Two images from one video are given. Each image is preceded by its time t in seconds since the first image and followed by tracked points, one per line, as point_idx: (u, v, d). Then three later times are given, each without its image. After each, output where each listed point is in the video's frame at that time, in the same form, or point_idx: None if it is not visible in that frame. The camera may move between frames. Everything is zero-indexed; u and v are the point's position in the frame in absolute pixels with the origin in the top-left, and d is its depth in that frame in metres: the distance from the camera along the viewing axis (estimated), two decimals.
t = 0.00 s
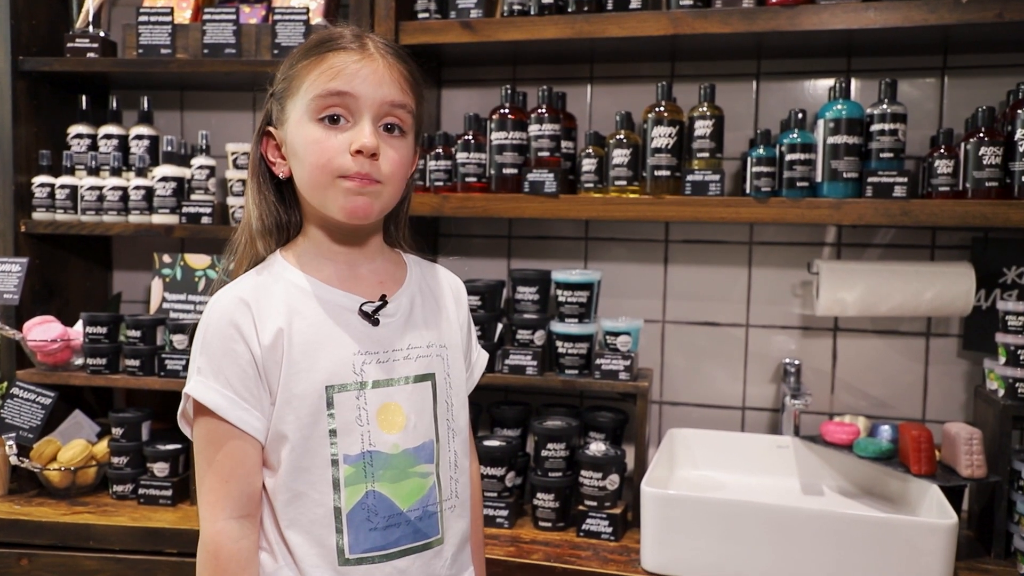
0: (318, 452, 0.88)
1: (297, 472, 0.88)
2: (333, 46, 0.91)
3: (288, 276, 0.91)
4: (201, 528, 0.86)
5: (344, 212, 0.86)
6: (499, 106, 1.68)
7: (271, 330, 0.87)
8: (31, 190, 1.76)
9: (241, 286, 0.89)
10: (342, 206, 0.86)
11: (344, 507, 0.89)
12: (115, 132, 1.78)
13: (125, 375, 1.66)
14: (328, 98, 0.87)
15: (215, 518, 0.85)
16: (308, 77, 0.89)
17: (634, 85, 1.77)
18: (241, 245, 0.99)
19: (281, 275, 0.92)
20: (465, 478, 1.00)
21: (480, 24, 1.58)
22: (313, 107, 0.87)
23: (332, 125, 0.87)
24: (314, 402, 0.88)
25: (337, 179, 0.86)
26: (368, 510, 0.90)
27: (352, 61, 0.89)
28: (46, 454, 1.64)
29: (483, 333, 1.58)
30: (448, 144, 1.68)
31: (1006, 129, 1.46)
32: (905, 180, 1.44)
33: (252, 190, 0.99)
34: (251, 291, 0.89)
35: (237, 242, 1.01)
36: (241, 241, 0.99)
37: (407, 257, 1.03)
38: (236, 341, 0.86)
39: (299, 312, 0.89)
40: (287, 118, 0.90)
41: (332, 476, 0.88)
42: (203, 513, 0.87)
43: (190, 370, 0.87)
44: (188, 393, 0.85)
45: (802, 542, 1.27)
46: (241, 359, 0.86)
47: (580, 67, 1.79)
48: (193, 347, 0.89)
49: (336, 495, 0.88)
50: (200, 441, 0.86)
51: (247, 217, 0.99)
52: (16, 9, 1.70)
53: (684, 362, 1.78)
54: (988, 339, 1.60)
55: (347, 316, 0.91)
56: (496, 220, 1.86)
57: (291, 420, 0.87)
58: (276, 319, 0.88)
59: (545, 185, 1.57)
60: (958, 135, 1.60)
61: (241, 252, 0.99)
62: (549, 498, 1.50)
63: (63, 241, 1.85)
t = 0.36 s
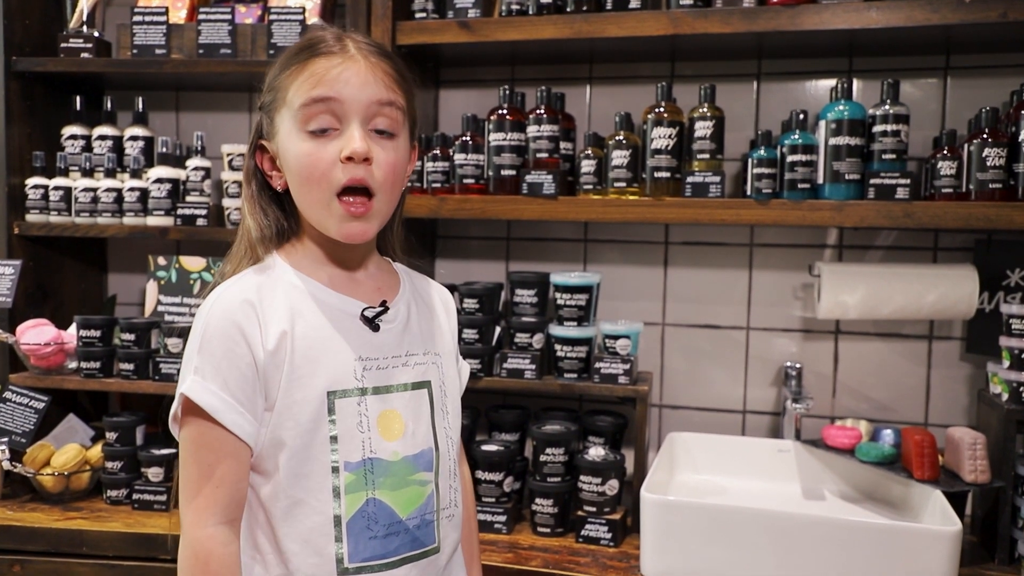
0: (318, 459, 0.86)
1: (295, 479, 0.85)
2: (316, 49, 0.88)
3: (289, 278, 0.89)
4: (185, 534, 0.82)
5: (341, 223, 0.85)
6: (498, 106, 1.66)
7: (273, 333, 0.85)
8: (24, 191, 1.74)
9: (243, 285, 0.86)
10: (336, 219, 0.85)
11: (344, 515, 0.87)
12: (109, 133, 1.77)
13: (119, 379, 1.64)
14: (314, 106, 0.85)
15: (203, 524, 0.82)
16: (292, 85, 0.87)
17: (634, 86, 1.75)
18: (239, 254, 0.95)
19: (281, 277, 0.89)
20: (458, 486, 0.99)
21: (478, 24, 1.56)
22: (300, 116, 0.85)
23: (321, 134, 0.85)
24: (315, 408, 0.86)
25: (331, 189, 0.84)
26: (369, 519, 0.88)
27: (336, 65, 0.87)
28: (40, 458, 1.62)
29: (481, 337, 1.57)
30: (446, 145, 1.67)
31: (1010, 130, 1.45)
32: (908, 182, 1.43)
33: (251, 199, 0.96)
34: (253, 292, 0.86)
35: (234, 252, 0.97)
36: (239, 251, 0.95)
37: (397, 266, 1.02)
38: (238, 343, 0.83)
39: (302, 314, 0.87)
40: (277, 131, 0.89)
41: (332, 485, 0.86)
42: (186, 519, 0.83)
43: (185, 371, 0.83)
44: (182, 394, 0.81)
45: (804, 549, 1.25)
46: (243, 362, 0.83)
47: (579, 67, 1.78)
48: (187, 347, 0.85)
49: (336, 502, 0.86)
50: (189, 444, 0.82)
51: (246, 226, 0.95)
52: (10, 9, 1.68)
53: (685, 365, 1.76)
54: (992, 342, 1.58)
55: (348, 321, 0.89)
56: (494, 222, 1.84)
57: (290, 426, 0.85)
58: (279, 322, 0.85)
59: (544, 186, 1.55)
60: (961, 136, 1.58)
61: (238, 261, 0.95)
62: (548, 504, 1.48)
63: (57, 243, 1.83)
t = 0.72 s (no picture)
0: (327, 464, 0.85)
1: (304, 485, 0.84)
2: (296, 48, 0.87)
3: (301, 278, 0.87)
4: (189, 539, 0.81)
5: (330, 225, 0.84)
6: (497, 107, 1.65)
7: (287, 334, 0.82)
8: (20, 192, 1.73)
9: (257, 285, 0.83)
10: (330, 218, 0.83)
11: (351, 522, 0.85)
12: (106, 133, 1.76)
13: (116, 382, 1.63)
14: (296, 108, 0.84)
15: (208, 529, 0.80)
16: (276, 90, 0.87)
17: (634, 86, 1.74)
18: (246, 255, 0.94)
19: (295, 277, 0.87)
20: (461, 492, 0.99)
21: (477, 24, 1.55)
22: (285, 120, 0.85)
23: (306, 135, 0.84)
24: (326, 413, 0.84)
25: (318, 191, 0.83)
26: (375, 526, 0.87)
27: (312, 62, 0.85)
28: (35, 461, 1.61)
29: (480, 339, 1.55)
30: (445, 146, 1.66)
31: (1013, 131, 1.44)
32: (910, 183, 1.42)
33: (255, 201, 0.95)
34: (268, 292, 0.83)
35: (239, 255, 0.95)
36: (243, 252, 0.94)
37: (406, 267, 1.01)
38: (251, 344, 0.80)
39: (316, 316, 0.85)
40: (270, 139, 0.88)
41: (340, 491, 0.85)
42: (189, 524, 0.82)
43: (195, 370, 0.80)
44: (192, 396, 0.79)
45: (806, 553, 1.24)
46: (256, 364, 0.80)
47: (579, 67, 1.77)
48: (196, 346, 0.82)
49: (343, 509, 0.85)
50: (196, 449, 0.80)
51: (251, 227, 0.94)
52: (6, 9, 1.67)
53: (686, 367, 1.75)
54: (995, 344, 1.57)
55: (362, 324, 0.87)
56: (493, 223, 1.83)
57: (300, 431, 0.83)
58: (293, 323, 0.83)
59: (544, 188, 1.54)
60: (963, 136, 1.57)
61: (241, 261, 0.94)
62: (548, 507, 1.47)
63: (53, 245, 1.82)
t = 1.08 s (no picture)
0: (330, 464, 0.83)
1: (308, 483, 0.82)
2: (305, 62, 0.85)
3: (309, 276, 0.86)
4: (193, 534, 0.79)
5: (342, 248, 0.84)
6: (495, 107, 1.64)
7: (298, 330, 0.82)
8: (15, 193, 1.72)
9: (268, 280, 0.83)
10: (341, 244, 0.83)
11: (353, 522, 0.84)
12: (101, 134, 1.74)
13: (111, 384, 1.62)
14: (306, 130, 0.83)
15: (215, 525, 0.78)
16: (286, 105, 0.85)
17: (633, 86, 1.73)
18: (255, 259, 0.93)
19: (303, 275, 0.86)
20: (457, 499, 0.98)
21: (474, 24, 1.54)
22: (295, 140, 0.84)
23: (316, 156, 0.83)
24: (332, 413, 0.83)
25: (330, 215, 0.83)
26: (376, 528, 0.86)
27: (323, 82, 0.83)
28: (30, 465, 1.61)
29: (477, 340, 1.55)
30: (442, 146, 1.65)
31: (1013, 131, 1.43)
32: (910, 184, 1.41)
33: (261, 204, 0.94)
34: (278, 288, 0.83)
35: (247, 258, 0.94)
36: (251, 255, 0.93)
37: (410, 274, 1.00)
38: (263, 339, 0.79)
39: (325, 315, 0.84)
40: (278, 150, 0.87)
41: (343, 491, 0.84)
42: (192, 519, 0.80)
43: (205, 363, 0.79)
44: (203, 388, 0.77)
45: (806, 557, 1.23)
46: (266, 360, 0.79)
47: (577, 67, 1.76)
48: (205, 339, 0.81)
49: (345, 509, 0.84)
50: (204, 443, 0.78)
51: (259, 230, 0.93)
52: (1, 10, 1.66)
53: (685, 368, 1.74)
54: (995, 346, 1.56)
55: (370, 324, 0.87)
56: (491, 224, 1.82)
57: (307, 429, 0.82)
58: (304, 319, 0.82)
59: (541, 189, 1.53)
60: (964, 137, 1.56)
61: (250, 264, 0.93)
62: (545, 510, 1.46)
63: (49, 246, 1.81)
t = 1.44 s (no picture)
0: (333, 469, 0.82)
1: (311, 489, 0.81)
2: (313, 55, 0.85)
3: (307, 282, 0.85)
4: (191, 543, 0.78)
5: (344, 237, 0.82)
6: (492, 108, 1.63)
7: (296, 337, 0.81)
8: (10, 194, 1.72)
9: (265, 287, 0.82)
10: (343, 233, 0.82)
11: (357, 527, 0.83)
12: (96, 135, 1.73)
13: (106, 387, 1.61)
14: (313, 117, 0.82)
15: (213, 533, 0.77)
16: (292, 95, 0.84)
17: (632, 87, 1.72)
18: (248, 265, 0.92)
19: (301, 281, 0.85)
20: (461, 502, 0.96)
21: (472, 25, 1.53)
22: (300, 128, 0.83)
23: (321, 145, 0.82)
24: (333, 418, 0.82)
25: (333, 203, 0.81)
26: (381, 532, 0.85)
27: (333, 71, 0.84)
28: (24, 467, 1.59)
29: (475, 343, 1.54)
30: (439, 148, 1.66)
31: (1013, 132, 1.42)
32: (910, 186, 1.40)
33: (259, 211, 0.93)
34: (275, 294, 0.82)
35: (244, 265, 0.93)
36: (249, 262, 0.92)
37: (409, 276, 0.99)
38: (260, 346, 0.78)
39: (323, 320, 0.83)
40: (280, 142, 0.86)
41: (347, 496, 0.83)
42: (191, 528, 0.79)
43: (203, 371, 0.78)
44: (200, 396, 0.76)
45: (805, 561, 1.22)
46: (264, 366, 0.78)
47: (576, 68, 1.75)
48: (203, 348, 0.80)
49: (349, 514, 0.83)
50: (202, 450, 0.77)
51: (256, 236, 0.92)
52: None
53: (683, 371, 1.73)
54: (995, 348, 1.55)
55: (369, 329, 0.86)
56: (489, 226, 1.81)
57: (309, 435, 0.81)
58: (302, 326, 0.82)
59: (539, 190, 1.52)
60: (963, 138, 1.56)
61: (247, 272, 0.91)
62: (543, 514, 1.45)
63: (44, 248, 1.80)
